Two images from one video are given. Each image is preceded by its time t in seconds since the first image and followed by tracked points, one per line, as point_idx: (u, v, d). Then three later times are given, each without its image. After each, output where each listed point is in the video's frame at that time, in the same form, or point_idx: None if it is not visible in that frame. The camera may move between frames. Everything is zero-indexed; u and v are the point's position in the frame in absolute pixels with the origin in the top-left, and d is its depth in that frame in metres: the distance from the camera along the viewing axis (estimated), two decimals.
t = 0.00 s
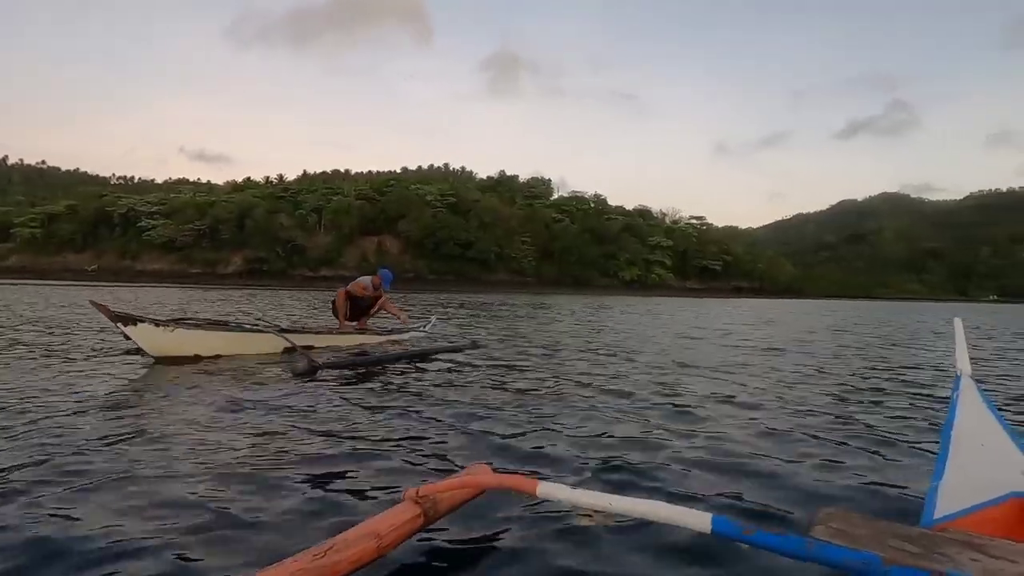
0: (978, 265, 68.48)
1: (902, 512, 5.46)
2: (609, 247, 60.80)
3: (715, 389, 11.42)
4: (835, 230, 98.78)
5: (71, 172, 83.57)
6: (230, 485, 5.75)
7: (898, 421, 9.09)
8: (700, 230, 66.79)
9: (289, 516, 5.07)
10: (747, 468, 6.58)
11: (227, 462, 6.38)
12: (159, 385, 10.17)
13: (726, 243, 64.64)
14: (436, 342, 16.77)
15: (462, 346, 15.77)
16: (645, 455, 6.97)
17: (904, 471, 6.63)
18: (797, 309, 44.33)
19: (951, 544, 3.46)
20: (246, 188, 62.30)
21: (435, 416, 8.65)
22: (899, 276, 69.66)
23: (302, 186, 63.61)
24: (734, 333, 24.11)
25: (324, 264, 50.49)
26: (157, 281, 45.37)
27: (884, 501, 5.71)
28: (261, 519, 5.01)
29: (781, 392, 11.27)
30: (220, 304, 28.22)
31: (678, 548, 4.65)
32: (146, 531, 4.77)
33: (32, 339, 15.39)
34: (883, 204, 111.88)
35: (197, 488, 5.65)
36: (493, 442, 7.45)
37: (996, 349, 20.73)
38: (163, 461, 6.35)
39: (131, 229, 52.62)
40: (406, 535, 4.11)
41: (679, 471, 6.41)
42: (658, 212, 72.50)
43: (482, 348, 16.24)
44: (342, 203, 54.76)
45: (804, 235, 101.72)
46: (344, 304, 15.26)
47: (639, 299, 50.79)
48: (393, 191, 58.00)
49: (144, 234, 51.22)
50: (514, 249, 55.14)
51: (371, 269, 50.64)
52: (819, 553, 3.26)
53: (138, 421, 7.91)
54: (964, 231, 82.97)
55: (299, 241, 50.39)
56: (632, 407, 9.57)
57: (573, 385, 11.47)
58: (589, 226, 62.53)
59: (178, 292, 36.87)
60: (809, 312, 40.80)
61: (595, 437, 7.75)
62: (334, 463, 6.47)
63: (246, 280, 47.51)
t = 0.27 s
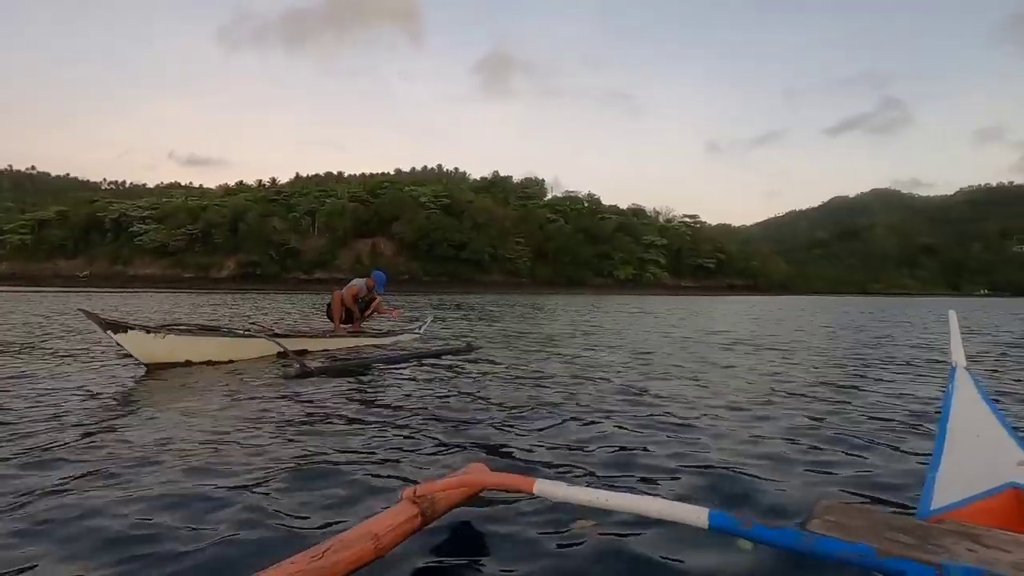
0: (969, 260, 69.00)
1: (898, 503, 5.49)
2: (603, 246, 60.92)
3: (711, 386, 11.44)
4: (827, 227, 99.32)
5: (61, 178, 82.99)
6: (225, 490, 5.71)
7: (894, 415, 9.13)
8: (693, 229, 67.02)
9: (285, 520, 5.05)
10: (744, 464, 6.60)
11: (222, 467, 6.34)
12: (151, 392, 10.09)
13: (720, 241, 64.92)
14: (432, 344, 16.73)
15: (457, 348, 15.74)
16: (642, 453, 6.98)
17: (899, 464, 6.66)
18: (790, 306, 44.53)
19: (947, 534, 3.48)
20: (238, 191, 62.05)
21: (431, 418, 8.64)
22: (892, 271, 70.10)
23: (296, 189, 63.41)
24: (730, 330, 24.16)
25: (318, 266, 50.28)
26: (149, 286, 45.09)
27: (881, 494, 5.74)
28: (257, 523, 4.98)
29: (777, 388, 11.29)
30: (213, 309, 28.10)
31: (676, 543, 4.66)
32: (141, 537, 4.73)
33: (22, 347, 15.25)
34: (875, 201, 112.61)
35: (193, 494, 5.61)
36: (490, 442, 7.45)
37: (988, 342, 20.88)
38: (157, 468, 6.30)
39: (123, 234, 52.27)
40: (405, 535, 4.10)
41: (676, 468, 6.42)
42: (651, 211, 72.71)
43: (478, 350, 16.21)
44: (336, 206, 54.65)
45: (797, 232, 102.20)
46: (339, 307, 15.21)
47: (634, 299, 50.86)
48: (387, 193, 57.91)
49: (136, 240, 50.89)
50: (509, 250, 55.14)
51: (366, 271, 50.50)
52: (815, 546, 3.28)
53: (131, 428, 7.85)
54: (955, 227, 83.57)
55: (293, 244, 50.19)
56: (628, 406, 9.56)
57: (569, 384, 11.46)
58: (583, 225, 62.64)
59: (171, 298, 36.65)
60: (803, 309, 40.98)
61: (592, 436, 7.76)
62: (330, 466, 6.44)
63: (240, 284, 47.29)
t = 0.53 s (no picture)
0: (957, 259, 69.69)
1: (893, 501, 5.51)
2: (596, 247, 61.05)
3: (705, 386, 11.46)
4: (818, 227, 100.03)
5: (50, 180, 82.24)
6: (218, 495, 5.67)
7: (886, 414, 9.18)
8: (686, 230, 67.31)
9: (280, 524, 5.02)
10: (738, 463, 6.62)
11: (214, 473, 6.29)
12: (140, 397, 9.98)
13: (712, 242, 65.26)
14: (425, 346, 16.68)
15: (451, 350, 15.70)
16: (637, 453, 6.99)
17: (893, 462, 6.69)
18: (782, 306, 44.78)
19: (942, 529, 3.51)
20: (230, 194, 61.71)
21: (425, 421, 8.60)
22: (882, 270, 70.65)
23: (287, 191, 63.14)
24: (723, 331, 24.23)
25: (310, 269, 50.04)
26: (140, 289, 44.70)
27: (874, 492, 5.77)
28: (251, 528, 4.94)
29: (770, 388, 11.33)
30: (205, 312, 27.91)
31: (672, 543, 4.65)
32: (132, 544, 4.68)
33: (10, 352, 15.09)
34: (865, 201, 113.54)
35: (184, 500, 5.55)
36: (484, 445, 7.42)
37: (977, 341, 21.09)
38: (149, 473, 6.23)
39: (113, 237, 51.81)
40: (402, 535, 4.08)
41: (671, 468, 6.43)
42: (644, 212, 72.87)
43: (472, 352, 16.18)
44: (328, 208, 54.48)
45: (788, 232, 102.86)
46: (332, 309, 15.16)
47: (628, 299, 50.96)
48: (380, 195, 57.80)
49: (126, 242, 50.47)
50: (502, 251, 55.13)
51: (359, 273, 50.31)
52: (810, 541, 3.29)
53: (121, 434, 7.77)
54: (944, 226, 84.37)
55: (285, 246, 49.96)
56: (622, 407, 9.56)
57: (563, 386, 11.46)
58: (576, 226, 62.75)
59: (161, 301, 36.35)
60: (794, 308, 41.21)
61: (587, 437, 7.75)
62: (324, 469, 6.40)
63: (232, 287, 46.99)
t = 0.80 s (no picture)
0: (952, 264, 69.96)
1: (891, 502, 5.51)
2: (594, 249, 61.10)
3: (702, 389, 11.44)
4: (814, 230, 100.38)
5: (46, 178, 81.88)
6: (213, 495, 5.61)
7: (884, 417, 9.18)
8: (683, 233, 67.43)
9: (276, 524, 4.97)
10: (737, 465, 6.60)
11: (210, 473, 6.23)
12: (132, 397, 9.91)
13: (709, 245, 65.38)
14: (422, 347, 16.63)
15: (448, 352, 15.65)
16: (635, 455, 6.96)
17: (891, 465, 6.68)
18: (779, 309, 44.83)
19: (944, 529, 3.49)
20: (227, 193, 61.55)
21: (422, 422, 8.55)
22: (878, 274, 70.88)
23: (285, 191, 63.03)
24: (719, 333, 24.28)
25: (306, 269, 49.88)
26: (135, 289, 44.48)
27: (873, 493, 5.76)
28: (248, 528, 4.89)
29: (767, 391, 11.32)
30: (200, 312, 27.78)
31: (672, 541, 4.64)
32: (126, 544, 4.62)
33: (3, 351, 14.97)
34: (861, 206, 113.99)
35: (180, 500, 5.49)
36: (482, 446, 7.39)
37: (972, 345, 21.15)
38: (143, 474, 6.17)
39: (109, 236, 51.55)
40: (403, 532, 4.04)
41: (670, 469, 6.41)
42: (641, 214, 72.97)
43: (469, 353, 16.14)
44: (325, 208, 54.38)
45: (784, 235, 103.16)
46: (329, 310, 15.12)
47: (624, 301, 50.97)
48: (377, 196, 57.73)
49: (122, 241, 50.23)
50: (499, 252, 55.10)
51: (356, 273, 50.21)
52: (813, 540, 3.27)
53: (114, 434, 7.69)
54: (939, 230, 84.73)
55: (282, 246, 49.82)
56: (619, 409, 9.54)
57: (559, 387, 11.43)
58: (573, 229, 62.80)
59: (157, 300, 36.17)
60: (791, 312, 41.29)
61: (584, 438, 7.71)
62: (321, 469, 6.37)
63: (228, 286, 46.81)
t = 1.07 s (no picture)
0: (953, 273, 69.88)
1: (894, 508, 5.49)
2: (595, 252, 61.07)
3: (703, 394, 11.40)
4: (815, 237, 100.34)
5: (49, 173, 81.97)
6: (214, 491, 5.59)
7: (885, 425, 9.15)
8: (684, 237, 67.41)
9: (278, 520, 4.96)
10: (739, 469, 6.57)
11: (210, 469, 6.21)
12: (134, 391, 9.93)
13: (710, 249, 65.32)
14: (423, 347, 16.60)
15: (449, 352, 15.60)
16: (637, 458, 6.94)
17: (893, 473, 6.65)
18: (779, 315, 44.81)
19: (952, 535, 3.47)
20: (229, 190, 61.61)
21: (423, 422, 8.53)
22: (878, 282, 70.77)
23: (287, 188, 63.08)
24: (720, 338, 24.28)
25: (307, 267, 49.86)
26: (136, 284, 44.50)
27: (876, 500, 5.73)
28: (249, 524, 4.87)
29: (769, 397, 11.29)
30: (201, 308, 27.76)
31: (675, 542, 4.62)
32: (126, 539, 4.60)
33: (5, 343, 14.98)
34: (862, 214, 113.92)
35: (180, 496, 5.46)
36: (483, 447, 7.37)
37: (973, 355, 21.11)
38: (143, 468, 6.16)
39: (111, 230, 51.56)
40: (407, 526, 4.03)
41: (673, 472, 6.39)
42: (643, 218, 72.94)
43: (469, 354, 16.11)
44: (327, 207, 54.39)
45: (785, 242, 103.12)
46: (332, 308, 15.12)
47: (624, 305, 50.97)
48: (379, 195, 57.75)
49: (123, 236, 50.25)
50: (500, 253, 55.09)
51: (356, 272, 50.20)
52: (820, 543, 3.24)
53: (116, 428, 7.69)
54: (940, 239, 84.64)
55: (283, 244, 49.84)
56: (620, 412, 9.50)
57: (561, 389, 11.39)
58: (575, 231, 62.78)
59: (157, 296, 36.18)
60: (791, 318, 41.22)
61: (586, 441, 7.68)
62: (323, 466, 6.34)
63: (228, 283, 46.81)
